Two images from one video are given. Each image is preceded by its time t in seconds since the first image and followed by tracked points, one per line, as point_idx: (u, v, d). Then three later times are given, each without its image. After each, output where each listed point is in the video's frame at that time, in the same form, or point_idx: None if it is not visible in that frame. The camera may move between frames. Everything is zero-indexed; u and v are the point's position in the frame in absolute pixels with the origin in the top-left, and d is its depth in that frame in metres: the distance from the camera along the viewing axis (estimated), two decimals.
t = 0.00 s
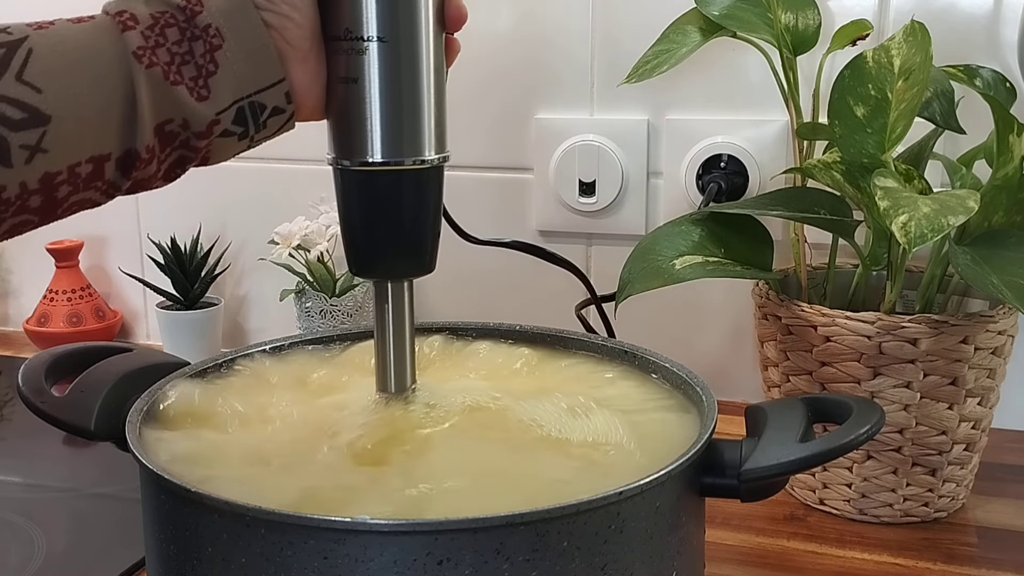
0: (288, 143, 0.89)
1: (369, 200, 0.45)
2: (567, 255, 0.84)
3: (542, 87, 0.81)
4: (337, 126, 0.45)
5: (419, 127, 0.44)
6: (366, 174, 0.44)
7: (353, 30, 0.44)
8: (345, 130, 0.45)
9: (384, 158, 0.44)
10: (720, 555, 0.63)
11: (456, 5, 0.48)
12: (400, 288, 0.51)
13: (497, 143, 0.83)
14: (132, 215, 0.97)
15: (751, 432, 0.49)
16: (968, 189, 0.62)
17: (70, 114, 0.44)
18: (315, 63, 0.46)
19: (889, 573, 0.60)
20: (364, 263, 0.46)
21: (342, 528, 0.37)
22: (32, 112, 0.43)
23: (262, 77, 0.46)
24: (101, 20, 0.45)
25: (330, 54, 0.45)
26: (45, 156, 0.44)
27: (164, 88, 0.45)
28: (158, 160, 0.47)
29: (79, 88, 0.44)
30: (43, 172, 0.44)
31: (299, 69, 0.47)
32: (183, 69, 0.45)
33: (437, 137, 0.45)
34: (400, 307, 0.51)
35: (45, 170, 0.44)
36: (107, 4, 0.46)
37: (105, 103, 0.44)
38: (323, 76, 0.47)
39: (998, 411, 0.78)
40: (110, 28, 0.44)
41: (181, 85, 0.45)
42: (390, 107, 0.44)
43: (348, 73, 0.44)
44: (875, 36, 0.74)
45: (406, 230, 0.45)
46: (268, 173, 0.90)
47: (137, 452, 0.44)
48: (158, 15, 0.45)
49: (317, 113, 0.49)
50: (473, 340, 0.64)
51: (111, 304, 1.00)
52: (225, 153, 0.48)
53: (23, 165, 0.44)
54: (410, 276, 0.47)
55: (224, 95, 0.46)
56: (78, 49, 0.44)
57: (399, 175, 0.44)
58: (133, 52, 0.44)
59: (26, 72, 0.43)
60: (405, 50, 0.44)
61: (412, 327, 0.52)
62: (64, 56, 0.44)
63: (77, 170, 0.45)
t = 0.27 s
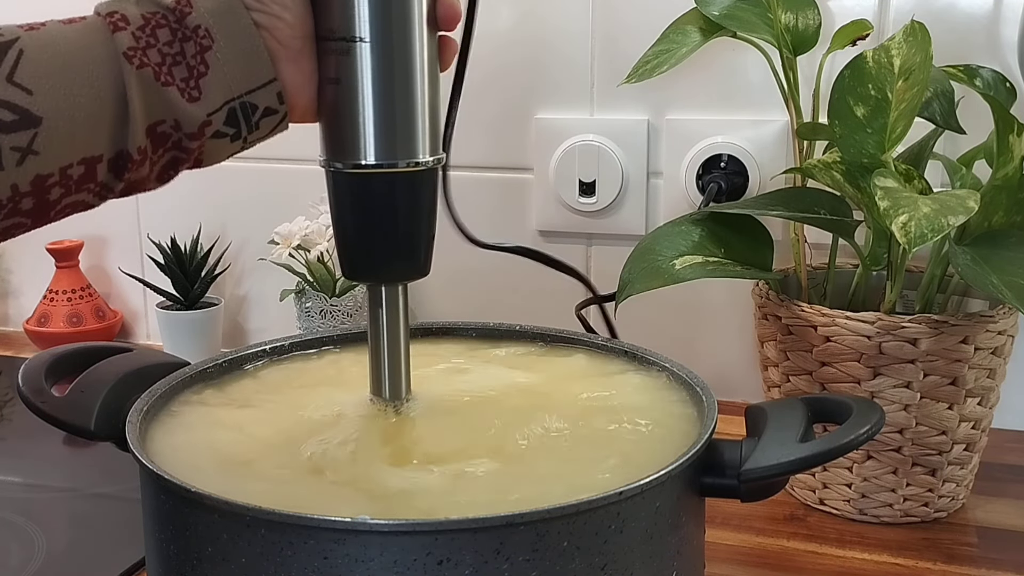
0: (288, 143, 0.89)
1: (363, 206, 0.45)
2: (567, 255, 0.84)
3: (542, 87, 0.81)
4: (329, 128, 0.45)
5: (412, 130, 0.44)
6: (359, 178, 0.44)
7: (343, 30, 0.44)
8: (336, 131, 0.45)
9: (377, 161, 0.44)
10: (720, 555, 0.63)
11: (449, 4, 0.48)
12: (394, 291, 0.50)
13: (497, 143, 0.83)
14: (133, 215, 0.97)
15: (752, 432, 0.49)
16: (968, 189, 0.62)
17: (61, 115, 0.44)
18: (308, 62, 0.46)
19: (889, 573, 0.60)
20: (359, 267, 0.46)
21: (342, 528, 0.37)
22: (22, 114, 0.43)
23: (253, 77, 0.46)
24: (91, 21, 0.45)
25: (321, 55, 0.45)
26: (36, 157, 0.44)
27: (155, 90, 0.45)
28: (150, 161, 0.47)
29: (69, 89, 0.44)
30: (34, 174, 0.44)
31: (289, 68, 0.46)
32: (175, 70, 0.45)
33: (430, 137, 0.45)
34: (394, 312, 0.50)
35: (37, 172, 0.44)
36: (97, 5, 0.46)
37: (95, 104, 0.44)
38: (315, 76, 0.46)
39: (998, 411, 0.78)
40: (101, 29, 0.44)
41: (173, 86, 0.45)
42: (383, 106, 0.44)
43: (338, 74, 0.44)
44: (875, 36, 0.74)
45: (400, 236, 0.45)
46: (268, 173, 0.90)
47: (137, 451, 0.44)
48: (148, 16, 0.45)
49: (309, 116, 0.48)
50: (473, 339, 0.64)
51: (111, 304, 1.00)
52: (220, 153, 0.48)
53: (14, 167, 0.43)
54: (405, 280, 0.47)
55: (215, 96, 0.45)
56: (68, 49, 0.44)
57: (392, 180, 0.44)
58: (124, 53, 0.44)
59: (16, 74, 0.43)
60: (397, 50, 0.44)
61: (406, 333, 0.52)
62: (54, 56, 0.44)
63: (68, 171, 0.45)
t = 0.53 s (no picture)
0: (288, 143, 0.89)
1: (371, 206, 0.45)
2: (567, 255, 0.84)
3: (542, 87, 0.81)
4: (337, 127, 0.45)
5: (421, 129, 0.44)
6: (368, 178, 0.44)
7: (351, 30, 0.44)
8: (346, 131, 0.45)
9: (385, 161, 0.44)
10: (719, 555, 0.63)
11: (460, 2, 0.47)
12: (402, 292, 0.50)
13: (497, 143, 0.83)
14: (133, 215, 0.97)
15: (752, 433, 0.49)
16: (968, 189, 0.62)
17: (64, 117, 0.44)
18: (313, 64, 0.46)
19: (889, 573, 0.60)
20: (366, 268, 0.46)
21: (342, 528, 0.37)
22: (25, 116, 0.43)
23: (259, 78, 0.46)
24: (96, 22, 0.45)
25: (329, 54, 0.45)
26: (39, 159, 0.44)
27: (160, 91, 0.45)
28: (155, 163, 0.47)
29: (72, 91, 0.44)
30: (38, 176, 0.45)
31: (297, 69, 0.46)
32: (180, 71, 0.45)
33: (439, 138, 0.45)
34: (402, 312, 0.50)
35: (40, 175, 0.45)
36: (104, 6, 0.46)
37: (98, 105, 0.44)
38: (322, 77, 0.46)
39: (998, 411, 0.78)
40: (105, 30, 0.45)
41: (178, 87, 0.45)
42: (391, 106, 0.44)
43: (347, 74, 0.44)
44: (875, 36, 0.74)
45: (407, 237, 0.45)
46: (268, 174, 0.90)
47: (137, 451, 0.44)
48: (153, 17, 0.45)
49: (315, 116, 0.48)
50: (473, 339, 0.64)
51: (111, 304, 1.00)
52: (226, 154, 0.48)
53: (17, 169, 0.44)
54: (413, 281, 0.47)
55: (221, 98, 0.45)
56: (72, 51, 0.44)
57: (401, 180, 0.44)
58: (127, 55, 0.44)
59: (19, 76, 0.43)
60: (406, 50, 0.43)
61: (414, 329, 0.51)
62: (58, 58, 0.44)
63: (72, 174, 0.45)
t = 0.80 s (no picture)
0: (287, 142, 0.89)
1: (377, 207, 0.45)
2: (567, 255, 0.84)
3: (542, 87, 0.81)
4: (344, 126, 0.45)
5: (428, 129, 0.44)
6: (374, 179, 0.44)
7: (357, 30, 0.44)
8: (352, 131, 0.45)
9: (392, 162, 0.44)
10: (719, 555, 0.63)
11: (466, 2, 0.48)
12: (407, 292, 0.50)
13: (497, 143, 0.83)
14: (133, 215, 0.97)
15: (752, 432, 0.49)
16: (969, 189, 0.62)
17: (72, 118, 0.44)
18: (319, 63, 0.46)
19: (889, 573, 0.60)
20: (373, 269, 0.46)
21: (342, 528, 0.37)
22: (33, 118, 0.44)
23: (266, 78, 0.46)
24: (102, 24, 0.45)
25: (336, 54, 0.45)
26: (46, 161, 0.44)
27: (166, 92, 0.45)
28: (162, 164, 0.47)
29: (79, 93, 0.44)
30: (45, 178, 0.45)
31: (302, 68, 0.46)
32: (186, 72, 0.45)
33: (446, 139, 0.45)
34: (409, 313, 0.50)
35: (48, 175, 0.45)
36: (110, 6, 0.46)
37: (105, 106, 0.44)
38: (329, 78, 0.46)
39: (998, 411, 0.78)
40: (111, 31, 0.45)
41: (184, 88, 0.45)
42: (397, 106, 0.44)
43: (352, 74, 0.44)
44: (875, 36, 0.74)
45: (413, 238, 0.45)
46: (268, 173, 0.90)
47: (137, 451, 0.44)
48: (160, 17, 0.45)
49: (323, 116, 0.47)
50: (473, 340, 0.64)
51: (111, 304, 1.00)
52: (233, 155, 0.48)
53: (25, 170, 0.44)
54: (419, 282, 0.46)
55: (227, 98, 0.45)
56: (79, 53, 0.44)
57: (407, 180, 0.44)
58: (134, 55, 0.44)
59: (26, 77, 0.44)
60: (412, 50, 0.43)
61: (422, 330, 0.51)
62: (64, 60, 0.44)
63: (79, 175, 0.45)
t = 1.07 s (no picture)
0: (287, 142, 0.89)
1: (380, 207, 0.45)
2: (567, 255, 0.84)
3: (541, 87, 0.81)
4: (347, 126, 0.45)
5: (432, 129, 0.44)
6: (377, 178, 0.44)
7: (362, 30, 0.44)
8: (355, 131, 0.45)
9: (395, 162, 0.44)
10: (719, 555, 0.63)
11: (470, 3, 0.48)
12: (411, 293, 0.49)
13: (497, 143, 0.83)
14: (133, 215, 0.97)
15: (751, 433, 0.49)
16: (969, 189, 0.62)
17: (73, 126, 0.44)
18: (321, 66, 0.46)
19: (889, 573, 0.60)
20: (377, 268, 0.46)
21: (342, 528, 0.37)
22: (34, 126, 0.44)
23: (265, 85, 0.46)
24: (104, 31, 0.45)
25: (339, 54, 0.45)
26: (48, 168, 0.44)
27: (167, 100, 0.45)
28: (163, 172, 0.47)
29: (80, 101, 0.44)
30: (47, 186, 0.45)
31: (304, 72, 0.46)
32: (187, 79, 0.45)
33: (450, 139, 0.45)
34: (412, 314, 0.49)
35: (49, 184, 0.45)
36: (112, 14, 0.46)
37: (106, 114, 0.44)
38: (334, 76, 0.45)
39: (998, 411, 0.78)
40: (113, 39, 0.45)
41: (185, 96, 0.45)
42: (401, 106, 0.44)
43: (356, 74, 0.44)
44: (875, 36, 0.74)
45: (416, 238, 0.45)
46: (268, 174, 0.90)
47: (137, 451, 0.44)
48: (160, 25, 0.45)
49: (323, 116, 0.49)
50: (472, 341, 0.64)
51: (111, 304, 1.00)
52: (234, 162, 0.48)
53: (26, 178, 0.44)
54: (422, 282, 0.46)
55: (227, 105, 0.45)
56: (80, 61, 0.44)
57: (411, 180, 0.44)
58: (135, 64, 0.44)
59: (27, 86, 0.44)
60: (417, 50, 0.43)
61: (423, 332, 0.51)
62: (66, 67, 0.44)
63: (81, 183, 0.45)
